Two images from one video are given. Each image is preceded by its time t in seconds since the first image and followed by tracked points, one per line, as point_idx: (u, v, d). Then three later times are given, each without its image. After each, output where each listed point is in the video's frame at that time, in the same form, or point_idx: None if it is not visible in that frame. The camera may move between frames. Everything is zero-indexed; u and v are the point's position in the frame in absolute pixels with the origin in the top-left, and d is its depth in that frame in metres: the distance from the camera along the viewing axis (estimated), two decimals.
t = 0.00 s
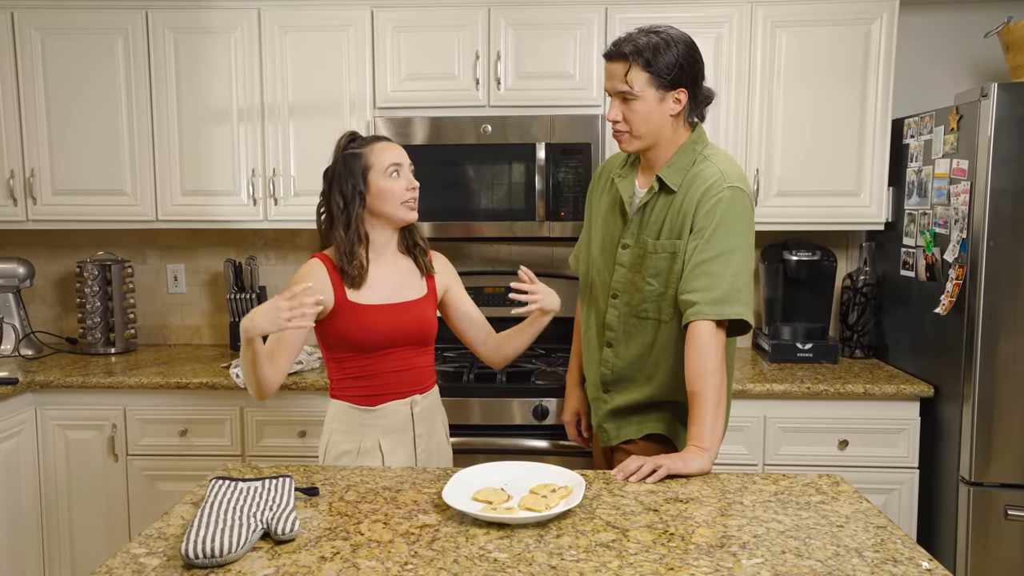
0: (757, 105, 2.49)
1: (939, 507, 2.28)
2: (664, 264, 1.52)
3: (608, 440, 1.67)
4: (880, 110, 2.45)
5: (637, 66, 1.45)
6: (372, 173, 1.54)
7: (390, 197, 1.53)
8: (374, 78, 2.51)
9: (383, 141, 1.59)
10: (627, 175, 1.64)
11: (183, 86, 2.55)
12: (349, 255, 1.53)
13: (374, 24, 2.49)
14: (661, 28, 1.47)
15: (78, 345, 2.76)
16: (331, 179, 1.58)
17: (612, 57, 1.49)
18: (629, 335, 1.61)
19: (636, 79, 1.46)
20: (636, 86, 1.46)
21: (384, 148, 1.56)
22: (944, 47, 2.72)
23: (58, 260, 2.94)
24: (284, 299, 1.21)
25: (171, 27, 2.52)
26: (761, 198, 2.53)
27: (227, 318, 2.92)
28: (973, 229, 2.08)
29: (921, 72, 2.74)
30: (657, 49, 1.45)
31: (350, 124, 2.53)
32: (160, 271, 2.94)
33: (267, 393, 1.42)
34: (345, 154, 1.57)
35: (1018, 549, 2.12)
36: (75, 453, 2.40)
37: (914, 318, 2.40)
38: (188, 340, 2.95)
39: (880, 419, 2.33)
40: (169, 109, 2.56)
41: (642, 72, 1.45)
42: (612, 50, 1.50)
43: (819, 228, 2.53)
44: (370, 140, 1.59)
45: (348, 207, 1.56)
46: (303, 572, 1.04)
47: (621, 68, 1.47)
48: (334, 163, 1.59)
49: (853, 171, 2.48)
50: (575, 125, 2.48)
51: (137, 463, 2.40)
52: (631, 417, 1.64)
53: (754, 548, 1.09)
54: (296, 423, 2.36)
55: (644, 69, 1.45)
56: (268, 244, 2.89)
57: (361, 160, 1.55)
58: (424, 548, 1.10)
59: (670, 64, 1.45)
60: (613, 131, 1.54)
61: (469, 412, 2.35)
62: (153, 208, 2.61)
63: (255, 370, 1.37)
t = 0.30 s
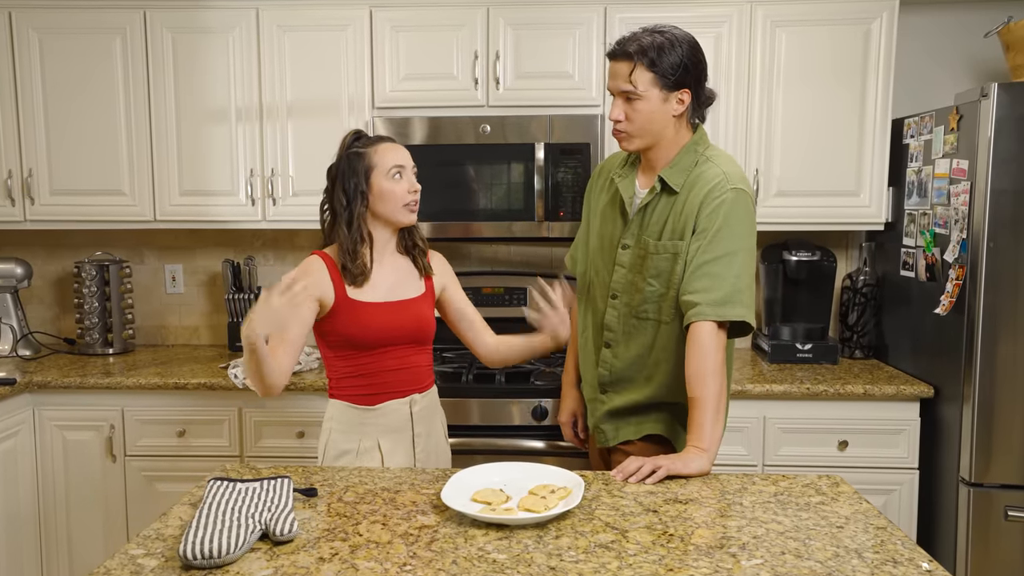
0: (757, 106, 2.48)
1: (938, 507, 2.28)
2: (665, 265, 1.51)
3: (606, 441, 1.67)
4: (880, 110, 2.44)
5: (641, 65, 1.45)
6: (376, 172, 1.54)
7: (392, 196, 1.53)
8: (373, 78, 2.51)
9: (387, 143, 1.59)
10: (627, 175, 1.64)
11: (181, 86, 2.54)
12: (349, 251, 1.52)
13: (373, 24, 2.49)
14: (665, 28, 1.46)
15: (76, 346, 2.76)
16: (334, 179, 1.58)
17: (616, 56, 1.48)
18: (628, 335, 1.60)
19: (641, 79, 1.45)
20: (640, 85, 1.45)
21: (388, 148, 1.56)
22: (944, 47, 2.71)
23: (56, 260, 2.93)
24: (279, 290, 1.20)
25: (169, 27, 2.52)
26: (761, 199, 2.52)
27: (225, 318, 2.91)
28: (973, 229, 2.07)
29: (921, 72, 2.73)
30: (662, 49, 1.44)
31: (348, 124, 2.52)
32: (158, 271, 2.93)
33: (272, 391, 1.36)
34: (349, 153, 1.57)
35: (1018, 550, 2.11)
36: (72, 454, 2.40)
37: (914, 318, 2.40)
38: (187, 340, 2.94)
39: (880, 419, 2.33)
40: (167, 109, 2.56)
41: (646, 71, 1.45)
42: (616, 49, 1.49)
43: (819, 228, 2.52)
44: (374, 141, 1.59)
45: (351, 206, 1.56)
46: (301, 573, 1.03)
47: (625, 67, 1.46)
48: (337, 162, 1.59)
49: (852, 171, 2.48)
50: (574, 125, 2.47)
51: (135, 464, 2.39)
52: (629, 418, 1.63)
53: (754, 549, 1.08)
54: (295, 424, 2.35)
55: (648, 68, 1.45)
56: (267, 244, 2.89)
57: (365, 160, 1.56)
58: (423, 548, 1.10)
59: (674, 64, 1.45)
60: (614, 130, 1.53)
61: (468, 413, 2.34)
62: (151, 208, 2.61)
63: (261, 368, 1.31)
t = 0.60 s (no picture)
0: (756, 106, 2.48)
1: (939, 508, 2.27)
2: (664, 265, 1.50)
3: (603, 442, 1.66)
4: (880, 110, 2.44)
5: (643, 64, 1.45)
6: (366, 175, 1.53)
7: (385, 198, 1.53)
8: (372, 78, 2.50)
9: (379, 143, 1.58)
10: (625, 175, 1.63)
11: (179, 86, 2.54)
12: (345, 253, 1.52)
13: (372, 24, 2.48)
14: (667, 27, 1.46)
15: (74, 347, 2.75)
16: (326, 181, 1.57)
17: (618, 55, 1.48)
18: (627, 336, 1.59)
19: (642, 77, 1.45)
20: (642, 84, 1.45)
21: (380, 150, 1.55)
22: (944, 47, 2.71)
23: (54, 261, 2.93)
24: (342, 358, 1.22)
25: (167, 27, 2.51)
26: (760, 199, 2.52)
27: (223, 319, 2.90)
28: (973, 230, 2.07)
29: (921, 72, 2.73)
30: (663, 47, 1.44)
31: (347, 124, 2.52)
32: (156, 271, 2.93)
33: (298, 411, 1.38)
34: (340, 155, 1.56)
35: (1018, 551, 2.11)
36: (70, 455, 2.39)
37: (914, 319, 2.39)
38: (185, 341, 2.94)
39: (880, 419, 2.32)
40: (165, 108, 2.55)
41: (648, 70, 1.45)
42: (618, 48, 1.49)
43: (819, 229, 2.52)
44: (364, 142, 1.58)
45: (344, 208, 1.55)
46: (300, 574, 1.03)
47: (627, 66, 1.46)
48: (329, 164, 1.57)
49: (852, 171, 2.47)
50: (573, 125, 2.47)
51: (133, 465, 2.39)
52: (627, 419, 1.63)
53: (753, 549, 1.08)
54: (293, 425, 2.35)
55: (650, 68, 1.44)
56: (265, 244, 2.88)
57: (357, 162, 1.54)
58: (422, 549, 1.09)
59: (675, 63, 1.45)
60: (614, 129, 1.52)
61: (467, 414, 2.34)
62: (149, 208, 2.60)
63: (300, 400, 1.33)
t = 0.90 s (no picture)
0: (756, 106, 2.47)
1: (939, 509, 2.27)
2: (664, 266, 1.50)
3: (602, 442, 1.66)
4: (880, 110, 2.43)
5: (641, 65, 1.44)
6: (361, 176, 1.53)
7: (380, 199, 1.52)
8: (371, 78, 2.50)
9: (374, 143, 1.57)
10: (623, 176, 1.63)
11: (177, 86, 2.53)
12: (342, 254, 1.52)
13: (371, 24, 2.48)
14: (664, 28, 1.46)
15: (72, 347, 2.75)
16: (322, 181, 1.57)
17: (615, 56, 1.48)
18: (627, 336, 1.59)
19: (639, 78, 1.44)
20: (640, 85, 1.44)
21: (374, 150, 1.54)
22: (944, 47, 2.70)
23: (52, 261, 2.93)
24: (349, 364, 1.22)
25: (165, 26, 2.51)
26: (760, 199, 2.51)
27: (221, 319, 2.90)
28: (973, 230, 2.06)
29: (921, 72, 2.72)
30: (661, 49, 1.44)
31: (346, 124, 2.52)
32: (154, 272, 2.92)
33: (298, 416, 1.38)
34: (336, 156, 1.55)
35: (1018, 553, 2.10)
36: (68, 455, 2.39)
37: (914, 319, 2.38)
38: (183, 341, 2.93)
39: (879, 420, 2.32)
40: (163, 108, 2.55)
41: (646, 71, 1.44)
42: (615, 49, 1.48)
43: (818, 228, 2.51)
44: (359, 142, 1.57)
45: (340, 209, 1.54)
46: None
47: (624, 67, 1.45)
48: (325, 165, 1.57)
49: (852, 171, 2.47)
50: (572, 125, 2.46)
51: (131, 466, 2.38)
52: (626, 420, 1.62)
53: (753, 550, 1.07)
54: (292, 425, 2.34)
55: (648, 69, 1.44)
56: (264, 245, 2.88)
57: (352, 162, 1.54)
58: (420, 550, 1.09)
59: (673, 64, 1.44)
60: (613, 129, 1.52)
61: (466, 415, 2.33)
62: (147, 209, 2.60)
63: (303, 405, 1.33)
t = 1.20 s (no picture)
0: (755, 106, 2.47)
1: (939, 510, 2.26)
2: (659, 265, 1.50)
3: (600, 443, 1.65)
4: (880, 110, 2.43)
5: (654, 55, 1.44)
6: (351, 176, 1.50)
7: (369, 200, 1.49)
8: (370, 78, 2.49)
9: (370, 142, 1.53)
10: (619, 174, 1.62)
11: (175, 85, 2.53)
12: (332, 253, 1.51)
13: (369, 24, 2.47)
14: (683, 25, 1.46)
15: (70, 348, 2.74)
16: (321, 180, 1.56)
17: (630, 42, 1.48)
18: (623, 336, 1.58)
19: (650, 69, 1.44)
20: (648, 75, 1.44)
21: (367, 149, 1.50)
22: (944, 47, 2.70)
23: (50, 261, 2.92)
24: (367, 364, 1.24)
25: (163, 26, 2.50)
26: (760, 199, 2.51)
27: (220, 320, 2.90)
28: (973, 230, 2.06)
29: (921, 72, 2.72)
30: (676, 43, 1.44)
31: (345, 124, 2.51)
32: (153, 272, 2.92)
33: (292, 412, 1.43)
34: (333, 155, 1.54)
35: (1017, 553, 2.10)
36: (66, 456, 2.38)
37: (914, 320, 2.38)
38: (181, 342, 2.93)
39: (879, 420, 2.31)
40: (161, 108, 2.54)
41: (657, 63, 1.44)
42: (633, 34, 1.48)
43: (818, 228, 2.51)
44: (357, 141, 1.54)
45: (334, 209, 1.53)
46: None
47: (637, 53, 1.45)
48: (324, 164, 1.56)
49: (851, 171, 2.46)
50: (571, 125, 2.46)
51: (129, 466, 2.38)
52: (624, 420, 1.62)
53: (752, 551, 1.07)
54: (291, 426, 2.34)
55: (659, 60, 1.44)
56: (262, 245, 2.87)
57: (345, 162, 1.51)
58: (419, 551, 1.08)
59: (685, 61, 1.44)
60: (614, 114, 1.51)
61: (464, 415, 2.33)
62: (145, 209, 2.59)
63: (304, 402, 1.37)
